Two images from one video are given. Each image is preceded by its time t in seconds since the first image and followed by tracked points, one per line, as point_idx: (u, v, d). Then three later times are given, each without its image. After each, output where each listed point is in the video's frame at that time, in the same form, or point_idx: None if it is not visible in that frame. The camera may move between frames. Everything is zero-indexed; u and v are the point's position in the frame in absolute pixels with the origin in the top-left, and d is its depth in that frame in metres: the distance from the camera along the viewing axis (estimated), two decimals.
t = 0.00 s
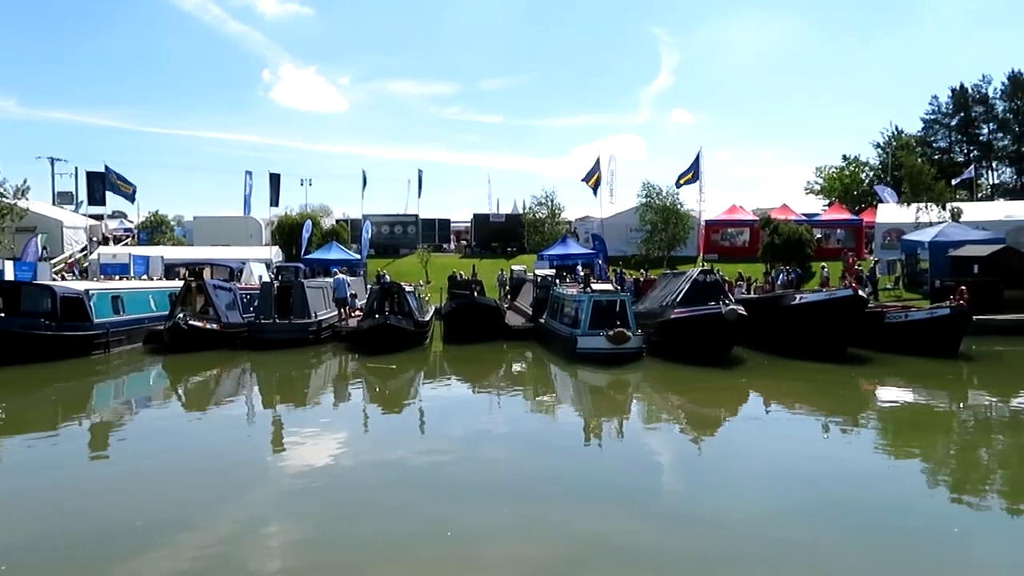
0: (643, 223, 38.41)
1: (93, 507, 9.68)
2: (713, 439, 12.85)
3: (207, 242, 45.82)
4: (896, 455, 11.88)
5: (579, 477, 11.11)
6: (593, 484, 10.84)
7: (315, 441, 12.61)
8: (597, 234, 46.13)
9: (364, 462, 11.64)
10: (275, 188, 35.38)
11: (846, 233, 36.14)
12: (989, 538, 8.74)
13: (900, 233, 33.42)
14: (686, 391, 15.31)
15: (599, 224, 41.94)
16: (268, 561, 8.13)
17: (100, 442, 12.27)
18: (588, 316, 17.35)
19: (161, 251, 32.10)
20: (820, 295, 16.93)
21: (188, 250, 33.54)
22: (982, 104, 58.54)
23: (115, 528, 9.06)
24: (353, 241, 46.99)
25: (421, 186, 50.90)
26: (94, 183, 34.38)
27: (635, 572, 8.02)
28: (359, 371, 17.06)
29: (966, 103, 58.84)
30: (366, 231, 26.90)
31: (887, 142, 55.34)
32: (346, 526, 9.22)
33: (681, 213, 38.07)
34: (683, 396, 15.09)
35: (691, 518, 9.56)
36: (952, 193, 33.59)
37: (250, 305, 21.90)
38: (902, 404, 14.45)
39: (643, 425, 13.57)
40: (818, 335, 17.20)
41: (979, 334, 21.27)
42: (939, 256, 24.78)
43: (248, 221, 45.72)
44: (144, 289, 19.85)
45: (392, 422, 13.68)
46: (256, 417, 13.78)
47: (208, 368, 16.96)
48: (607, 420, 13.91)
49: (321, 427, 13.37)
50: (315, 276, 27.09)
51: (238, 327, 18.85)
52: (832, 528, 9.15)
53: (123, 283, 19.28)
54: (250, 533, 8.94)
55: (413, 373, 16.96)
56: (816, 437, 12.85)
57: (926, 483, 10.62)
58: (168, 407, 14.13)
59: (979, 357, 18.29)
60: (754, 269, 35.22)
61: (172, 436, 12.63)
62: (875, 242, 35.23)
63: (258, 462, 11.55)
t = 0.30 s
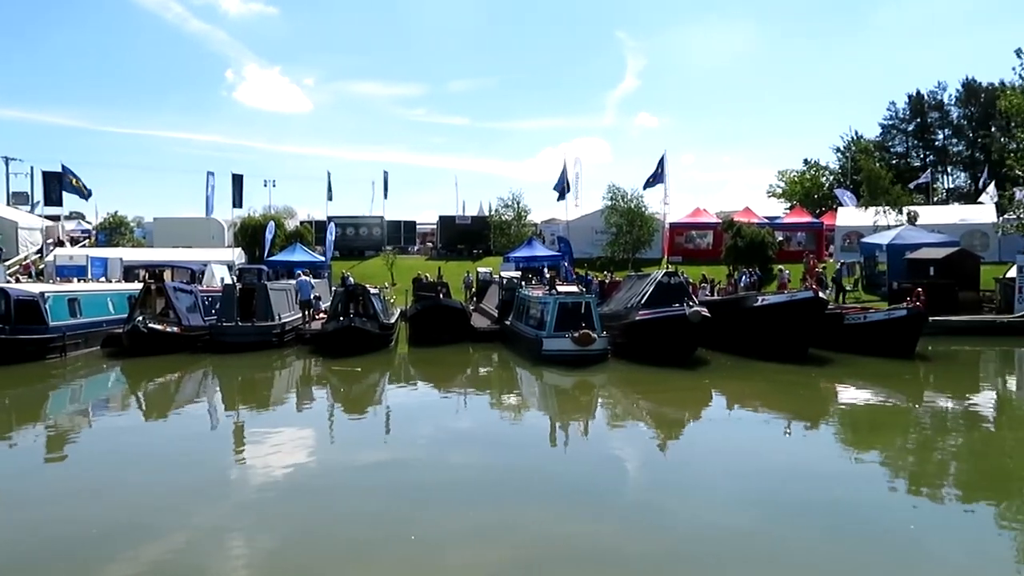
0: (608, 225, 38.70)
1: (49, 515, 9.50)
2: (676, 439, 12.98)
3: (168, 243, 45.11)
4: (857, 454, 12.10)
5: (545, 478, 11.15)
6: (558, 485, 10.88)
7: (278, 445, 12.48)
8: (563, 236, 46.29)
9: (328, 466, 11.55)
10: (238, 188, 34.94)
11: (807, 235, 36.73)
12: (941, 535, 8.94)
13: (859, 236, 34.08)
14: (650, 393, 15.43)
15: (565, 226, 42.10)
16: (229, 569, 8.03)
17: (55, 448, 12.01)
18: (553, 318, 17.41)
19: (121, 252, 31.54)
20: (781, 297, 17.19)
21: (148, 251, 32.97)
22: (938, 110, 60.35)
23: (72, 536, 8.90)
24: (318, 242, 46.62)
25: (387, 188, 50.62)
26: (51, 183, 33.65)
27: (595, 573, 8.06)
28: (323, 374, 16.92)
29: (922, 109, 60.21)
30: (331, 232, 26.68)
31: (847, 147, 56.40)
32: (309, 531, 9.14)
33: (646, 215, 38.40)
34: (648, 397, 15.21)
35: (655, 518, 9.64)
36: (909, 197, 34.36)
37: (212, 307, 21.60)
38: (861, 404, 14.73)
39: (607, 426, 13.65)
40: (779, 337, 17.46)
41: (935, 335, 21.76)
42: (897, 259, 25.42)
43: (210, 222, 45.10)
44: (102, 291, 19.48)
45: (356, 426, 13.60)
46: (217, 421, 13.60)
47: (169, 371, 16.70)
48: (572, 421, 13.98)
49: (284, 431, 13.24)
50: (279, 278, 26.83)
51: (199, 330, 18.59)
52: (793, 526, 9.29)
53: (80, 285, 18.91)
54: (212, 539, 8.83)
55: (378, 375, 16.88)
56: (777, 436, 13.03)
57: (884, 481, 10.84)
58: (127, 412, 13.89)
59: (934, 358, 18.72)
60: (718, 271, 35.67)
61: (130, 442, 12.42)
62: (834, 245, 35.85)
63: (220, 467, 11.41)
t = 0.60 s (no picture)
0: (571, 228, 38.89)
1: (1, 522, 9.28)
2: (639, 440, 13.10)
3: (125, 245, 44.25)
4: (816, 452, 12.32)
5: (509, 480, 11.17)
6: (522, 486, 10.92)
7: (238, 449, 12.34)
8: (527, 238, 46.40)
9: (290, 469, 11.45)
10: (197, 189, 34.40)
11: (767, 238, 37.31)
12: (897, 531, 9.15)
13: (817, 239, 34.70)
14: (613, 394, 15.56)
15: (529, 228, 42.19)
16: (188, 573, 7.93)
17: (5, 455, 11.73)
18: (517, 320, 17.46)
19: (75, 254, 30.84)
20: (741, 299, 17.45)
21: (104, 253, 32.28)
22: (893, 115, 61.50)
23: (25, 543, 8.72)
24: (280, 244, 46.12)
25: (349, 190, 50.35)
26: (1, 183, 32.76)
27: (558, 573, 8.12)
28: (284, 377, 16.74)
29: (877, 114, 61.54)
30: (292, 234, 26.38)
31: (806, 151, 57.44)
32: (269, 534, 9.06)
33: (609, 218, 38.67)
34: (612, 398, 15.33)
35: (618, 518, 9.72)
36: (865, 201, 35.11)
37: (170, 310, 21.25)
38: (820, 404, 15.01)
39: (571, 427, 13.71)
40: (740, 337, 17.72)
41: (891, 336, 22.25)
42: (853, 262, 25.95)
43: (167, 223, 44.34)
44: (55, 294, 19.03)
45: (317, 429, 13.50)
46: (175, 425, 13.40)
47: (125, 375, 16.40)
48: (537, 423, 14.02)
49: (244, 434, 13.10)
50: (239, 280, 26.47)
51: (157, 333, 18.28)
52: (753, 525, 9.44)
53: (33, 288, 18.45)
54: (169, 544, 8.70)
55: (341, 378, 16.76)
56: (737, 436, 13.22)
57: (842, 479, 11.06)
58: (81, 417, 13.62)
59: (890, 358, 19.13)
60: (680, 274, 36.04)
61: (85, 447, 12.18)
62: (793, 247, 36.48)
63: (178, 471, 11.25)
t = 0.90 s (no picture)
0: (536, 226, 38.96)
1: None
2: (602, 437, 13.19)
3: (81, 243, 43.37)
4: (777, 448, 12.52)
5: (473, 479, 11.19)
6: (485, 486, 10.93)
7: (198, 450, 12.19)
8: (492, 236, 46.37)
9: (251, 470, 11.35)
10: (155, 186, 33.80)
11: (728, 237, 37.76)
12: (852, 524, 9.35)
13: (777, 237, 35.22)
14: (577, 392, 15.64)
15: (493, 227, 42.15)
16: None
17: None
18: (480, 318, 17.46)
19: (28, 252, 30.11)
20: (703, 297, 17.65)
21: (58, 251, 31.55)
22: (851, 116, 62.60)
23: None
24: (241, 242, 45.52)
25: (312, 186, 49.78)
26: None
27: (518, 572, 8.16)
28: (245, 377, 16.55)
29: (836, 115, 62.63)
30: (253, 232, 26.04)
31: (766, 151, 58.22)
32: (229, 537, 8.97)
33: (574, 217, 38.81)
34: (576, 396, 15.40)
35: (580, 515, 9.79)
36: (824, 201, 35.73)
37: (127, 309, 20.86)
38: (780, 401, 15.26)
39: (535, 426, 13.76)
40: (702, 335, 17.93)
41: (848, 333, 22.69)
42: (812, 260, 26.40)
43: (125, 220, 43.50)
44: (8, 293, 18.54)
45: (278, 429, 13.39)
46: (133, 426, 13.19)
47: (81, 376, 16.09)
48: (501, 422, 14.04)
49: (204, 435, 12.94)
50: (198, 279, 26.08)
51: (113, 332, 17.95)
52: (713, 520, 9.58)
53: None
54: (126, 547, 8.57)
55: (303, 377, 16.61)
56: (698, 433, 13.37)
57: (802, 474, 11.25)
58: (33, 418, 13.33)
59: (848, 355, 19.52)
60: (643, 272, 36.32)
61: (39, 449, 11.94)
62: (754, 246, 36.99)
63: (137, 473, 11.08)
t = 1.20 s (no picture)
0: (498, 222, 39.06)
1: None
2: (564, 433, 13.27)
3: (31, 239, 42.29)
4: (735, 442, 12.72)
5: (433, 476, 11.19)
6: (446, 483, 10.94)
7: (154, 449, 11.99)
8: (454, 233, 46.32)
9: (210, 469, 11.21)
10: (109, 180, 33.07)
11: (688, 234, 38.23)
12: (807, 516, 9.57)
13: (736, 235, 35.74)
14: (539, 388, 15.71)
15: (456, 223, 42.09)
16: None
17: None
18: (442, 315, 17.44)
19: None
20: (663, 293, 17.85)
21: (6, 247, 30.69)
22: (807, 116, 63.70)
23: None
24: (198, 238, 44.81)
25: (270, 182, 49.30)
26: None
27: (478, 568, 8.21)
28: (203, 375, 16.31)
29: (793, 115, 63.65)
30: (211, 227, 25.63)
31: (726, 149, 59.00)
32: (186, 537, 8.86)
33: (536, 213, 38.93)
34: (538, 392, 15.48)
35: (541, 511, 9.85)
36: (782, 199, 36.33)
37: (80, 306, 20.40)
38: (739, 396, 15.51)
39: (497, 422, 13.79)
40: (663, 331, 18.13)
41: (805, 328, 23.14)
42: (771, 257, 26.83)
43: (77, 215, 42.54)
44: None
45: (237, 427, 13.25)
46: (86, 426, 12.93)
47: (32, 375, 15.70)
48: (463, 418, 14.04)
49: (159, 434, 12.73)
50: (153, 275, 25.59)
51: (65, 330, 17.54)
52: (671, 514, 9.71)
53: None
54: (79, 550, 8.42)
55: (262, 375, 16.42)
56: (658, 428, 13.53)
57: (760, 467, 11.47)
58: None
59: (804, 350, 19.92)
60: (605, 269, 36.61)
61: None
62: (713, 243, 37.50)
63: (90, 473, 10.87)
